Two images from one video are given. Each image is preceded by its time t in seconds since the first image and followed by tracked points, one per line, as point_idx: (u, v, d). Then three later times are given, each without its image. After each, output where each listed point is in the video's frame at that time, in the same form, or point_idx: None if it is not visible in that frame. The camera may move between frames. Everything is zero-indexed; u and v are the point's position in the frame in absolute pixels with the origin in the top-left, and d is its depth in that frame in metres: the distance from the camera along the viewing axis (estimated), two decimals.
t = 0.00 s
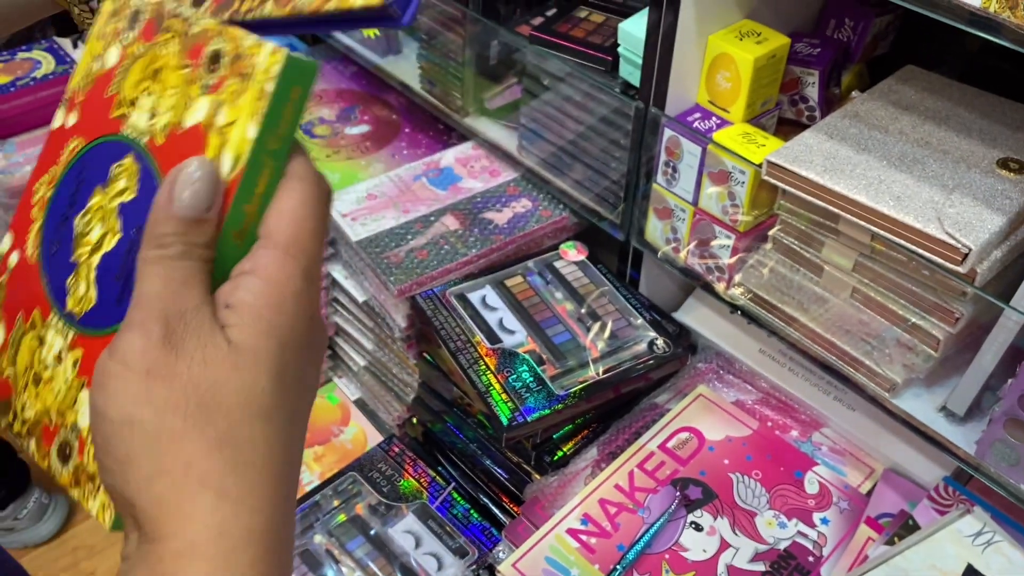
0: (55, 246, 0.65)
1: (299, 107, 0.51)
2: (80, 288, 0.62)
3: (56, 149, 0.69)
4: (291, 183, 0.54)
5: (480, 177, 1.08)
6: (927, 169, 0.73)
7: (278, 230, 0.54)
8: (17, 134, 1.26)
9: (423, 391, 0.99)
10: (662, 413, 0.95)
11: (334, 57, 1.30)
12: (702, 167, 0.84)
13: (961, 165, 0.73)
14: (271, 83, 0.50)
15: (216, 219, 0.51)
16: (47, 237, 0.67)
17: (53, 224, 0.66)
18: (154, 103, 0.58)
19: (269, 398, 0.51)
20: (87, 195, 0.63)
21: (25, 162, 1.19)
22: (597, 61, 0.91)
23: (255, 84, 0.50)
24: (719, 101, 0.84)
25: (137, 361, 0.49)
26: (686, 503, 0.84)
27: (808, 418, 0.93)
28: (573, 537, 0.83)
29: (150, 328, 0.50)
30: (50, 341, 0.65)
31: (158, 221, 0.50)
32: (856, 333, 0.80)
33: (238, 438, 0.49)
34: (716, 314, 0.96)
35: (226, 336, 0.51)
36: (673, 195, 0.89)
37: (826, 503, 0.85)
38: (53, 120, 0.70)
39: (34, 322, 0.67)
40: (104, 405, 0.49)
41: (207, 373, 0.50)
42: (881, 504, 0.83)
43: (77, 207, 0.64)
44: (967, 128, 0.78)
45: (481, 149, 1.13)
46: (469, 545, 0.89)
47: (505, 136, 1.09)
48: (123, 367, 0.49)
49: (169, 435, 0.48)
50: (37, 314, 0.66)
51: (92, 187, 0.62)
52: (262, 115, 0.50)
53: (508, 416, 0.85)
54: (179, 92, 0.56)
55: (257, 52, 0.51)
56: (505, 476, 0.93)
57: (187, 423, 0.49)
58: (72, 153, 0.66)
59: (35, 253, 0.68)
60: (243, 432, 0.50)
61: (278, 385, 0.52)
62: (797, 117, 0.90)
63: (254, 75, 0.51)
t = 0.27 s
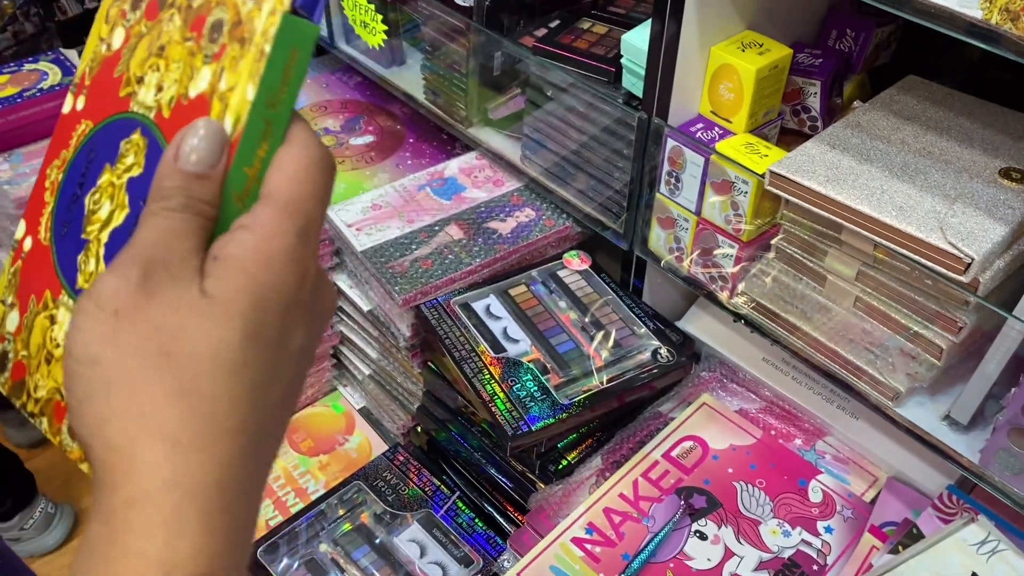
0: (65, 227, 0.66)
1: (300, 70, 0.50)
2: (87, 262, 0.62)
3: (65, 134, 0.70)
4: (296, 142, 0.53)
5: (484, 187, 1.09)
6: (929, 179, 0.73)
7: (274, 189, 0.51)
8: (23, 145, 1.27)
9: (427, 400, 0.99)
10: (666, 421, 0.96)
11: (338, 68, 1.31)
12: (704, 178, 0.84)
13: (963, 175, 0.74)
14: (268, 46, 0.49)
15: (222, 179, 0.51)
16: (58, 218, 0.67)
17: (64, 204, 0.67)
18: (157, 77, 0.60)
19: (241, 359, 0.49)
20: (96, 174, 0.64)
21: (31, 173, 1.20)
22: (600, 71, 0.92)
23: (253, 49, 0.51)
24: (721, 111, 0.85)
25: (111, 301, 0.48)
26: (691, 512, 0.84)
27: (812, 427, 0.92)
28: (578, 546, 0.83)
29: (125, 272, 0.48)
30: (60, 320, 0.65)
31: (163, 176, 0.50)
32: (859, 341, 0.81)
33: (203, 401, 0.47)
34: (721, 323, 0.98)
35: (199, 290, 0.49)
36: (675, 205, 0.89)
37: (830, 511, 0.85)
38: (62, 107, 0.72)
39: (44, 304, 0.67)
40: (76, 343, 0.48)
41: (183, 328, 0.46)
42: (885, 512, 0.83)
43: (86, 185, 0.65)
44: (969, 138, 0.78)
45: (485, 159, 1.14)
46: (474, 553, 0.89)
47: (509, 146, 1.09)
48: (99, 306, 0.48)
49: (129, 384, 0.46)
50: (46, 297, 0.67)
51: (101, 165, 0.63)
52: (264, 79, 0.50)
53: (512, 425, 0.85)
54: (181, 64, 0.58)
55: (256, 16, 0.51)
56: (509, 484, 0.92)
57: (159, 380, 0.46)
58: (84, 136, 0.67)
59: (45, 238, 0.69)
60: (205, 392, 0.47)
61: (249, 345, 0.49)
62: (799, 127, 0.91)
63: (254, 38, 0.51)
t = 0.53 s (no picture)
0: (40, 224, 0.64)
1: (276, 54, 0.51)
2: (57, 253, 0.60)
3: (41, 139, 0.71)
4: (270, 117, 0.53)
5: (487, 199, 1.09)
6: (931, 189, 0.73)
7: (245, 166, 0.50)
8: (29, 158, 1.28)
9: (431, 411, 0.99)
10: (670, 430, 0.96)
11: (341, 81, 1.32)
12: (707, 188, 0.84)
13: (965, 185, 0.74)
14: (244, 29, 0.50)
15: (199, 161, 0.50)
16: (32, 217, 0.66)
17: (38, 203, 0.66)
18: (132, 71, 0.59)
19: (202, 337, 0.45)
20: (71, 169, 0.63)
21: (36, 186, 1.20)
22: (603, 83, 0.92)
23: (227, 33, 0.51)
24: (724, 123, 0.85)
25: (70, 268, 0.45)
26: (695, 522, 0.84)
27: (816, 436, 0.92)
28: (583, 557, 0.82)
29: (84, 242, 0.46)
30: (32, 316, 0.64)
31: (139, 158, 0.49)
32: (863, 351, 0.81)
33: (155, 371, 0.43)
34: (724, 333, 0.98)
35: (154, 262, 0.46)
36: (678, 215, 0.89)
37: (834, 521, 0.85)
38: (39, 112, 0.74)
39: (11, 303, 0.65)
40: (26, 318, 0.45)
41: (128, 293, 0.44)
42: (889, 522, 0.83)
43: (61, 182, 0.63)
44: (970, 148, 0.78)
45: (488, 170, 1.15)
46: (478, 564, 0.89)
47: (511, 157, 1.10)
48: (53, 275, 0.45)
49: (85, 349, 0.43)
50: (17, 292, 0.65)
51: (78, 161, 0.62)
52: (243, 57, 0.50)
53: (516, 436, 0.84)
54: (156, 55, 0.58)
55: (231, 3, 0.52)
56: (513, 495, 0.92)
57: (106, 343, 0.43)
58: (60, 135, 0.66)
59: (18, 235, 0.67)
60: (161, 368, 0.43)
61: (213, 322, 0.46)
62: (801, 137, 0.91)
63: (230, 21, 0.51)
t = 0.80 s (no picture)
0: (109, 117, 0.56)
1: None
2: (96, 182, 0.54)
3: (94, 53, 0.61)
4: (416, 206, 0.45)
5: (487, 210, 1.10)
6: (931, 197, 0.74)
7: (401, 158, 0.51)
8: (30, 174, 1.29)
9: (432, 421, 0.99)
10: (673, 440, 0.95)
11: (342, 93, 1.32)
12: (707, 198, 0.85)
13: (965, 192, 0.74)
14: None
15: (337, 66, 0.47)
16: (97, 107, 0.57)
17: (99, 114, 0.57)
18: None
19: (345, 494, 0.42)
20: (154, 62, 0.56)
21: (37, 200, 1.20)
22: (602, 93, 0.92)
23: None
24: (723, 132, 0.85)
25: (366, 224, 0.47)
26: (698, 532, 0.84)
27: (818, 445, 0.92)
28: (586, 567, 0.82)
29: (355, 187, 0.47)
30: (113, 194, 0.53)
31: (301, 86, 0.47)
32: (864, 359, 0.81)
33: (307, 457, 0.40)
34: (725, 341, 0.98)
35: (377, 389, 0.44)
36: (678, 224, 0.90)
37: (838, 529, 0.85)
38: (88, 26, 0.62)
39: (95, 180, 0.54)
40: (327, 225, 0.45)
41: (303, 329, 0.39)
42: (892, 530, 0.83)
43: (140, 76, 0.56)
44: (970, 155, 0.79)
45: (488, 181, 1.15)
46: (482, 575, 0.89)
47: (512, 168, 1.10)
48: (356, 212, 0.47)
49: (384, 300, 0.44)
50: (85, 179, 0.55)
51: (164, 53, 0.55)
52: (307, 128, 0.46)
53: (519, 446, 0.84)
54: None
55: None
56: (516, 506, 0.92)
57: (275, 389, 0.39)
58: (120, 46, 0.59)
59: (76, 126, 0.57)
60: (314, 464, 0.40)
61: (340, 532, 0.43)
62: (800, 146, 0.91)
63: None
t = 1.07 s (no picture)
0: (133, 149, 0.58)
1: None
2: (148, 225, 0.57)
3: (86, 70, 0.62)
4: (415, 295, 0.60)
5: (485, 222, 1.10)
6: (926, 206, 0.74)
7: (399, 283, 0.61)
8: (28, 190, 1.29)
9: (432, 434, 1.00)
10: (673, 451, 0.95)
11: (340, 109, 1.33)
12: (704, 210, 0.85)
13: (959, 202, 0.75)
14: None
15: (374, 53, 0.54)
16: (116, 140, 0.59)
17: (118, 147, 0.59)
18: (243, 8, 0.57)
19: (193, 467, 0.55)
20: (160, 68, 0.59)
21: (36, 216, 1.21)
22: (598, 107, 0.93)
23: None
24: (719, 144, 0.86)
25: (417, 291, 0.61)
26: (699, 542, 0.84)
27: (818, 454, 0.93)
28: None
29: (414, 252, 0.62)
30: (173, 235, 0.56)
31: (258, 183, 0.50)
32: (862, 368, 0.81)
33: (145, 376, 0.52)
34: (723, 352, 0.99)
35: (261, 379, 0.55)
36: (676, 235, 0.90)
37: (838, 539, 0.85)
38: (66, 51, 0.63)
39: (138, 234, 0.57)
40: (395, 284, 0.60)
41: (214, 289, 0.50)
42: (893, 539, 0.83)
43: (150, 90, 0.58)
44: (964, 164, 0.79)
45: (486, 194, 1.15)
46: None
47: (509, 180, 1.11)
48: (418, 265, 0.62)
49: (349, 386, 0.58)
50: (139, 220, 0.57)
51: (179, 38, 0.58)
52: (360, 132, 0.53)
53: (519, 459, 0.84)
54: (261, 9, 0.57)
55: None
56: (517, 519, 0.92)
57: (167, 314, 0.51)
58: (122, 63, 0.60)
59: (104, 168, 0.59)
60: (151, 398, 0.52)
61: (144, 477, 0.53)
62: (796, 156, 0.92)
63: None
